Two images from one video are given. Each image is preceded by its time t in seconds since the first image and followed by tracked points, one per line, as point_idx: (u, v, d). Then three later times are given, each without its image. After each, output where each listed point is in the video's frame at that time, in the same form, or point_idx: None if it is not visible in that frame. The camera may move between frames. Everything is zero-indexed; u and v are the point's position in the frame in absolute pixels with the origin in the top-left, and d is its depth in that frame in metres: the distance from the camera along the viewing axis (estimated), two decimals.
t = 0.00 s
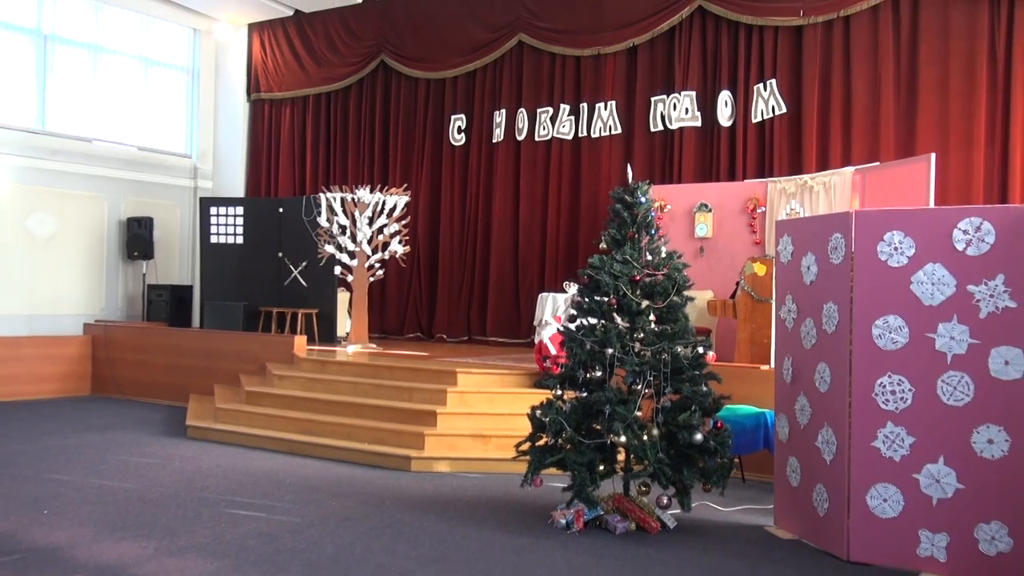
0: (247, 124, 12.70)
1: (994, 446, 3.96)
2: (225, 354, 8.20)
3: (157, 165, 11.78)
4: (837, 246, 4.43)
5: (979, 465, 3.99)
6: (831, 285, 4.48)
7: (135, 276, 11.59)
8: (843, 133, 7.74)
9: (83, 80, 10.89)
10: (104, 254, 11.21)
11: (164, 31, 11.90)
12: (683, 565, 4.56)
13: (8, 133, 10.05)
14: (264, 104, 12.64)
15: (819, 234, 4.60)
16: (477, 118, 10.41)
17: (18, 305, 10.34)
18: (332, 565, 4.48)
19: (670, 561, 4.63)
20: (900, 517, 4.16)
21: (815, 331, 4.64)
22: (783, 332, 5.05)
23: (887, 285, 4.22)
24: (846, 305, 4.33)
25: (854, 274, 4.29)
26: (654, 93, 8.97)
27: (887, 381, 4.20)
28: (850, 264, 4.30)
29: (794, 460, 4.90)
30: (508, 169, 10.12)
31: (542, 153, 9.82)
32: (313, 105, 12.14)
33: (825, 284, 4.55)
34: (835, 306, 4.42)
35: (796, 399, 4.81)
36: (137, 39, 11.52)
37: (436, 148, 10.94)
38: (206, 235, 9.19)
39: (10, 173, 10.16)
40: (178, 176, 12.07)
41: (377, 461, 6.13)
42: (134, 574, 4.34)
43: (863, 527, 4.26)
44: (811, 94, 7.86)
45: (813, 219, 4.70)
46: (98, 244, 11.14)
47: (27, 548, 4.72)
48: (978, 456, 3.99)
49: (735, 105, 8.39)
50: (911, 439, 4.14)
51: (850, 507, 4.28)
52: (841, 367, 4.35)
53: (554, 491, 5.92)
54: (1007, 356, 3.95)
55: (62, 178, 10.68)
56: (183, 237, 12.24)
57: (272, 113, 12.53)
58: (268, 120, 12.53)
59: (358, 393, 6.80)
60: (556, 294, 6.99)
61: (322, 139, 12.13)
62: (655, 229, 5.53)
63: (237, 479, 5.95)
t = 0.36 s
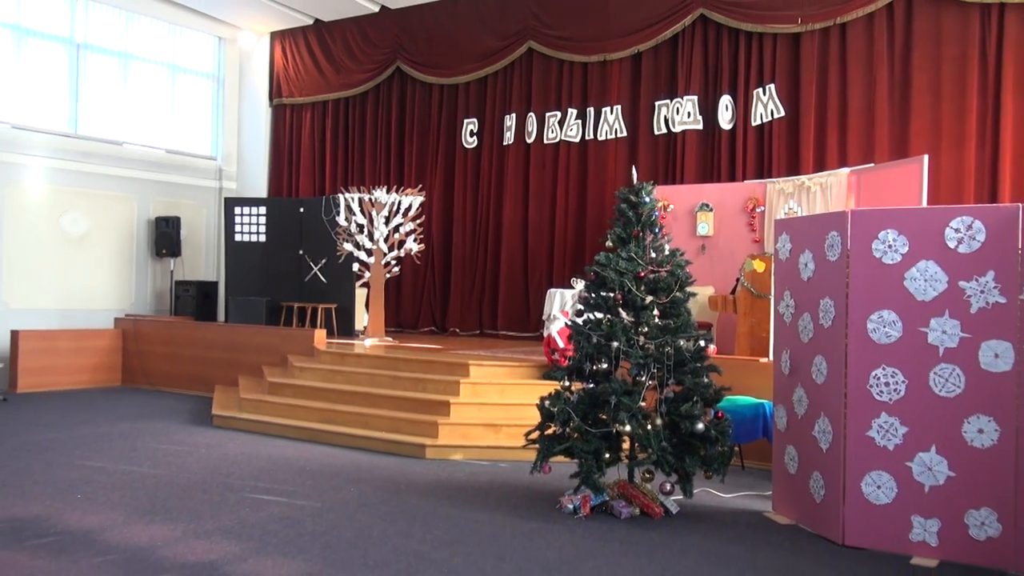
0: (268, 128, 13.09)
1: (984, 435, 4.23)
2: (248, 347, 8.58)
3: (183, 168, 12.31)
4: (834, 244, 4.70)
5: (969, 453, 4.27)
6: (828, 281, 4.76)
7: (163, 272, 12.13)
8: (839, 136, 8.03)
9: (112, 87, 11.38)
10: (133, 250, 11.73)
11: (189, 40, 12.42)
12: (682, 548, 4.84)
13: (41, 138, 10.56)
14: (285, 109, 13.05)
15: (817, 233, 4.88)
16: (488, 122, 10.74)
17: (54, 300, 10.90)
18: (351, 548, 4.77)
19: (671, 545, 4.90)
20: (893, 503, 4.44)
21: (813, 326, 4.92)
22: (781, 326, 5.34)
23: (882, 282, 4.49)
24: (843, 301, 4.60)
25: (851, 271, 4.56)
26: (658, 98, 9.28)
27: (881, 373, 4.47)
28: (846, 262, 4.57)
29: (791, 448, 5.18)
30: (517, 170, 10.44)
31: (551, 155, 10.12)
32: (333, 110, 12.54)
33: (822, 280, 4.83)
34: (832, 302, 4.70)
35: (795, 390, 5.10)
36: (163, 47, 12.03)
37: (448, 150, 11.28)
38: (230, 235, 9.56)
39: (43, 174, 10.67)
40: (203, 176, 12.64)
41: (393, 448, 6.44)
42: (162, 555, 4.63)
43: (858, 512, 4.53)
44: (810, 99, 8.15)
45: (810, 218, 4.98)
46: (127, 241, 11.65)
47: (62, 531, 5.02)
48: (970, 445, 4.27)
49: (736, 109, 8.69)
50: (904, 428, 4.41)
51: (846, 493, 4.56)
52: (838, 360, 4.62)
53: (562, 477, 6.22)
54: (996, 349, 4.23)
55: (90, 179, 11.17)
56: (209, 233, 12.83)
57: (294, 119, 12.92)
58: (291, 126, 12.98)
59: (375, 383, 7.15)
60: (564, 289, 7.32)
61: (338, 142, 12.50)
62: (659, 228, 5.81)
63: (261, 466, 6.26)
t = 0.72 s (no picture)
0: (288, 132, 13.63)
1: (970, 425, 4.49)
2: (266, 341, 8.94)
3: (207, 169, 12.86)
4: (827, 243, 4.99)
5: (956, 442, 4.52)
6: (821, 278, 5.04)
7: (187, 269, 12.71)
8: (832, 139, 8.35)
9: (138, 93, 11.90)
10: (159, 246, 12.29)
11: (214, 49, 12.95)
12: (679, 532, 5.13)
13: (69, 140, 11.09)
14: (304, 114, 13.49)
15: (811, 231, 5.17)
16: (496, 126, 11.07)
17: (84, 295, 11.44)
18: (366, 531, 5.07)
19: (669, 529, 5.19)
20: (883, 489, 4.72)
21: (807, 320, 5.20)
22: (777, 321, 5.63)
23: (873, 279, 4.77)
24: (836, 297, 4.89)
25: (844, 269, 4.84)
26: (659, 103, 9.59)
27: (872, 365, 4.75)
28: (839, 260, 4.85)
29: (785, 437, 5.49)
30: (523, 172, 10.77)
31: (556, 158, 10.45)
32: (348, 114, 12.90)
33: (815, 277, 5.12)
34: (825, 298, 4.98)
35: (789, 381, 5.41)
36: (187, 57, 12.55)
37: (457, 153, 11.62)
38: (251, 234, 9.99)
39: (74, 175, 11.23)
40: (226, 178, 13.18)
41: (406, 436, 6.77)
42: (188, 538, 4.92)
43: (850, 497, 4.82)
44: (804, 104, 8.47)
45: (807, 218, 5.26)
46: (154, 239, 12.21)
47: (93, 514, 5.33)
48: (957, 435, 4.52)
49: (733, 114, 9.00)
50: (894, 418, 4.69)
51: (839, 479, 4.85)
52: (831, 353, 4.91)
53: (567, 465, 6.52)
54: (983, 343, 4.48)
55: (118, 179, 11.69)
56: (230, 230, 13.34)
57: (312, 123, 13.39)
58: (307, 129, 13.37)
59: (388, 374, 7.49)
60: (568, 286, 7.65)
61: (352, 145, 12.87)
62: (659, 227, 6.12)
63: (280, 453, 6.58)
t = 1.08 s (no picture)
0: (311, 135, 14.03)
1: (964, 418, 4.68)
2: (291, 335, 9.33)
3: (236, 171, 13.31)
4: (827, 243, 5.20)
5: (950, 434, 4.72)
6: (821, 277, 5.27)
7: (215, 266, 13.18)
8: (830, 143, 8.66)
9: (169, 99, 12.33)
10: (189, 246, 12.74)
11: (242, 56, 13.39)
12: (682, 518, 5.40)
13: (104, 142, 11.50)
14: (326, 118, 13.89)
15: (812, 231, 5.39)
16: (509, 130, 11.42)
17: (118, 291, 11.85)
18: (385, 515, 5.36)
19: (673, 515, 5.47)
20: (879, 479, 4.92)
21: (807, 317, 5.44)
22: (779, 317, 5.88)
23: (871, 278, 4.97)
24: (834, 295, 5.10)
25: (842, 268, 5.05)
26: (664, 108, 9.92)
27: (870, 361, 4.95)
28: (838, 259, 5.06)
29: (786, 429, 5.75)
30: (534, 175, 11.13)
31: (566, 161, 10.80)
32: (368, 119, 13.28)
33: (815, 275, 5.34)
34: (824, 296, 5.20)
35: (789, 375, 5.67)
36: (216, 65, 12.98)
37: (471, 156, 11.97)
38: (275, 231, 10.39)
39: (107, 176, 11.59)
40: (251, 179, 13.60)
41: (423, 426, 7.10)
42: (216, 520, 5.19)
43: (848, 486, 5.03)
44: (804, 110, 8.78)
45: (808, 219, 5.48)
46: (183, 237, 12.64)
47: (127, 497, 5.62)
48: (951, 427, 4.71)
49: (735, 118, 9.33)
50: (890, 411, 4.89)
51: (836, 469, 5.06)
52: (830, 349, 5.12)
53: (575, 453, 6.84)
54: (977, 339, 4.66)
55: (150, 181, 12.11)
56: (256, 228, 13.79)
57: (334, 128, 13.78)
58: (328, 133, 13.78)
59: (405, 367, 7.85)
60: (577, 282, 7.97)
61: (370, 148, 13.25)
62: (665, 227, 6.43)
63: (302, 442, 6.91)
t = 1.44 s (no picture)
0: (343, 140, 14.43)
1: (973, 412, 4.83)
2: (325, 328, 9.73)
3: (272, 172, 13.76)
4: (839, 243, 5.38)
5: (959, 428, 4.88)
6: (833, 275, 5.45)
7: (253, 263, 13.59)
8: (843, 145, 8.92)
9: (210, 104, 12.77)
10: (227, 244, 13.16)
11: (278, 64, 13.84)
12: (695, 506, 5.65)
13: (151, 145, 11.98)
14: (357, 123, 14.30)
15: (824, 232, 5.57)
16: (531, 135, 11.76)
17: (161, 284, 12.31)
18: (413, 500, 5.65)
19: (687, 504, 5.72)
20: (890, 470, 5.10)
21: (820, 314, 5.63)
22: (793, 315, 6.09)
23: (882, 277, 5.13)
24: (846, 293, 5.28)
25: (854, 267, 5.22)
26: (681, 113, 10.23)
27: (881, 356, 5.12)
28: (850, 259, 5.23)
29: (799, 422, 5.98)
30: (555, 178, 11.46)
31: (586, 164, 11.12)
32: (397, 123, 13.64)
33: (828, 274, 5.53)
34: (836, 294, 5.38)
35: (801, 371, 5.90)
36: (253, 71, 13.42)
37: (495, 159, 12.33)
38: (309, 229, 10.81)
39: (151, 177, 12.06)
40: (287, 181, 14.06)
41: (448, 416, 7.43)
42: (254, 503, 5.50)
43: (859, 478, 5.21)
44: (817, 114, 9.05)
45: (821, 220, 5.66)
46: (222, 233, 13.09)
47: (170, 481, 5.95)
48: (960, 421, 4.87)
49: (749, 122, 9.62)
50: (900, 405, 5.05)
51: (848, 461, 5.25)
52: (842, 345, 5.30)
53: (595, 443, 7.13)
54: (986, 337, 4.81)
55: (192, 182, 12.57)
56: (291, 227, 14.26)
57: (364, 131, 14.17)
58: (358, 136, 14.19)
59: (432, 360, 8.21)
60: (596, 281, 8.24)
61: (398, 152, 13.62)
62: (682, 226, 6.68)
63: (334, 430, 7.25)
